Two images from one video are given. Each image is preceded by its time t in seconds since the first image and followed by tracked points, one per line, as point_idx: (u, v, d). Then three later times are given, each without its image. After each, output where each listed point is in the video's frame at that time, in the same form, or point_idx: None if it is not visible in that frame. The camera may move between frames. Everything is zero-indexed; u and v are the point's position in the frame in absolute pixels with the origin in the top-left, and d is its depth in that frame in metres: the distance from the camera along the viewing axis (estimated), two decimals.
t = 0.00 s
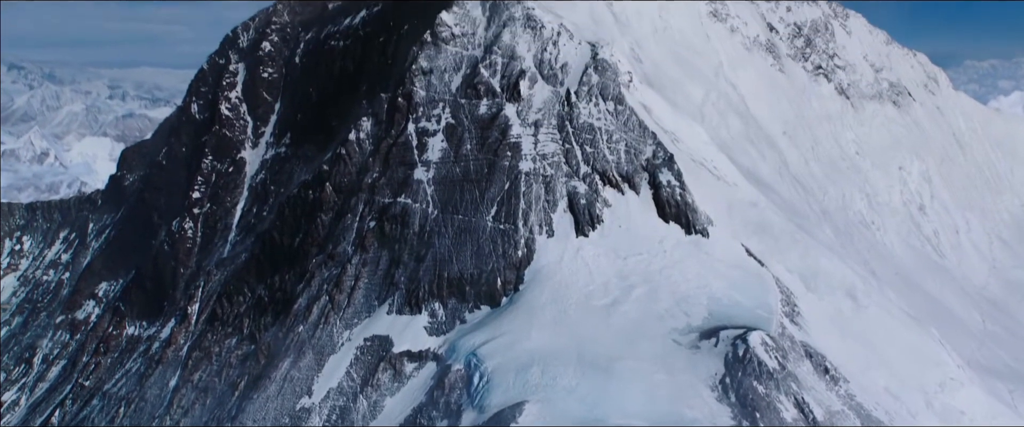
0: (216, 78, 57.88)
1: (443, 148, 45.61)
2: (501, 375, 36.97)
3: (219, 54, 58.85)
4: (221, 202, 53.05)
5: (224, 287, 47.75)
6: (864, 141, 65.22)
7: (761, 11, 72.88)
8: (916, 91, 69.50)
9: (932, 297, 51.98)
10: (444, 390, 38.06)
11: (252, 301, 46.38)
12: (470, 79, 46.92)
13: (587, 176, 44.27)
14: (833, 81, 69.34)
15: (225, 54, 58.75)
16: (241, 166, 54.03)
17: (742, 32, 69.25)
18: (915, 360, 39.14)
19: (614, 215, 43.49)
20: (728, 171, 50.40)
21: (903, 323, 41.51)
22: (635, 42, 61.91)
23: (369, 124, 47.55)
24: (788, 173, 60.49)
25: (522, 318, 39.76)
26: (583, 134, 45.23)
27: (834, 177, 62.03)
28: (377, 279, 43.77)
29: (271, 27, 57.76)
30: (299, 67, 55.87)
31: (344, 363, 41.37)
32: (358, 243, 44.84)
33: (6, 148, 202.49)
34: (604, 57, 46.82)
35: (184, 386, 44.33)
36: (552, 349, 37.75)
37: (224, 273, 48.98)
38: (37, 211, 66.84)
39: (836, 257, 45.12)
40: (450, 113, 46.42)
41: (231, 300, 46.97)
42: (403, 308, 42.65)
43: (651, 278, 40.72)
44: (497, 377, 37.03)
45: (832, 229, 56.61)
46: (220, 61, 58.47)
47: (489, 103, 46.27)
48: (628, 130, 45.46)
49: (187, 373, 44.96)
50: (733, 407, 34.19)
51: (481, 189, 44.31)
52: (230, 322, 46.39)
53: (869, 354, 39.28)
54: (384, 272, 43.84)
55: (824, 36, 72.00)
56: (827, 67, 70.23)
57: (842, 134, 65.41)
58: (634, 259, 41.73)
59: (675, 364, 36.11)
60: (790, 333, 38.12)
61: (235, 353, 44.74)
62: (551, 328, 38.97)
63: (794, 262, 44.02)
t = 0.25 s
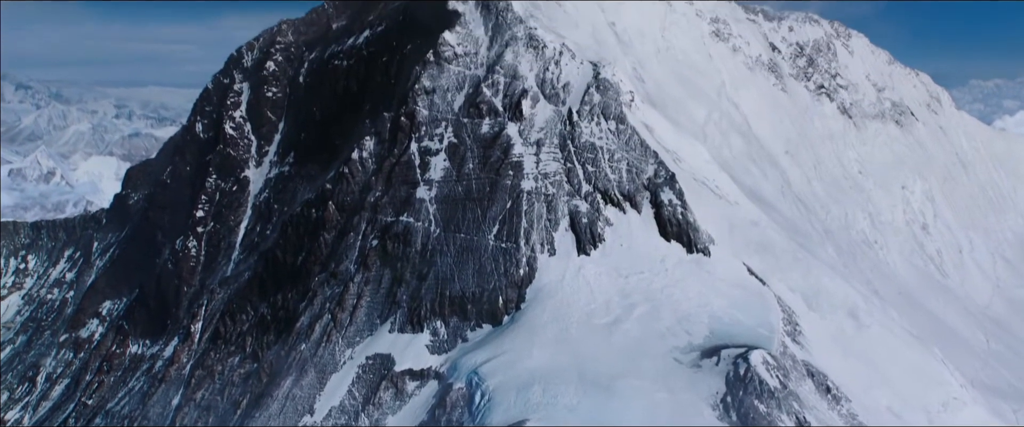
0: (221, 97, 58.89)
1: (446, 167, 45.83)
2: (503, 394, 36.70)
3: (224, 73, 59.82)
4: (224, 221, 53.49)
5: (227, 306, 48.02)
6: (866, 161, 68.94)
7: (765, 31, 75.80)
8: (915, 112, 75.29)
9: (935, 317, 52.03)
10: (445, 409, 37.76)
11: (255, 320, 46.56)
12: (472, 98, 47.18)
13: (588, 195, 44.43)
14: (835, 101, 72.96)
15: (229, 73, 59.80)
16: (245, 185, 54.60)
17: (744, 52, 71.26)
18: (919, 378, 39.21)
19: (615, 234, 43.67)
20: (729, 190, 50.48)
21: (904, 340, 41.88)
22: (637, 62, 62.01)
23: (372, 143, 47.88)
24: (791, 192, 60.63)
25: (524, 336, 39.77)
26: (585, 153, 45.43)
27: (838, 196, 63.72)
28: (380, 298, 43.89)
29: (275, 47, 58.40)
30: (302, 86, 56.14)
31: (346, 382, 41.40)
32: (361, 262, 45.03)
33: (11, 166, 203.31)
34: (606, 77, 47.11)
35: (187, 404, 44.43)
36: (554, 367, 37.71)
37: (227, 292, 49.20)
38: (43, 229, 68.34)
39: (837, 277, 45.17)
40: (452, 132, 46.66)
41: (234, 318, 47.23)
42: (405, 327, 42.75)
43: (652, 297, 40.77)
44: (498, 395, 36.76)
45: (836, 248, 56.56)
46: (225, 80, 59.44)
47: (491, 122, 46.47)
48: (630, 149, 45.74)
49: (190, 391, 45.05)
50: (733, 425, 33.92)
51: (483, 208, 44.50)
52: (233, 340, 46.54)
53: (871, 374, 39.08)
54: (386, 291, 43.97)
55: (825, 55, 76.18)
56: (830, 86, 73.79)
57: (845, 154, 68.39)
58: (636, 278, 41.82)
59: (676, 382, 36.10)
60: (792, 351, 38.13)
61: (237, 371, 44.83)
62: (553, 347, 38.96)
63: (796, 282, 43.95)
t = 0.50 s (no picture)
0: (224, 112, 59.55)
1: (447, 182, 46.02)
2: (503, 408, 36.49)
3: (227, 90, 60.67)
4: (227, 235, 53.79)
5: (229, 320, 48.23)
6: (868, 175, 69.97)
7: (765, 47, 77.87)
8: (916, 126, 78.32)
9: (936, 332, 52.06)
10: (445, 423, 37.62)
11: (257, 334, 46.71)
12: (473, 114, 47.45)
13: (589, 209, 44.56)
14: (836, 115, 74.39)
15: (233, 89, 60.34)
16: (248, 199, 54.98)
17: (745, 68, 72.75)
18: (919, 394, 39.10)
19: (616, 248, 43.77)
20: (730, 205, 50.69)
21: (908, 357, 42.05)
22: (638, 78, 61.43)
23: (374, 159, 48.33)
24: (792, 207, 60.55)
25: (524, 351, 39.76)
26: (586, 168, 45.60)
27: (840, 211, 63.93)
28: (381, 312, 43.99)
29: (278, 62, 59.11)
30: (305, 101, 56.79)
31: (347, 396, 41.39)
32: (362, 277, 45.11)
33: (17, 182, 204.61)
34: (607, 92, 47.38)
35: (189, 419, 44.48)
36: (554, 382, 37.65)
37: (228, 306, 49.37)
38: (46, 244, 68.83)
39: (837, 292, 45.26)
40: (453, 147, 46.89)
41: (236, 333, 47.45)
42: (406, 341, 42.83)
43: (653, 311, 40.81)
44: (499, 409, 36.53)
45: (837, 264, 56.27)
46: (228, 96, 60.17)
47: (492, 137, 46.70)
48: (630, 164, 45.99)
49: (191, 406, 45.11)
50: None
51: (484, 223, 44.64)
52: (235, 355, 46.69)
53: (872, 388, 39.07)
54: (387, 305, 44.09)
55: (827, 70, 78.28)
56: (830, 102, 75.35)
57: (847, 169, 69.08)
58: (636, 293, 41.86)
59: (676, 397, 36.00)
60: (792, 366, 38.14)
61: (239, 386, 44.88)
62: (553, 361, 38.94)
63: (797, 297, 43.93)
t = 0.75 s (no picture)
0: (228, 127, 60.70)
1: (449, 197, 46.20)
2: (504, 423, 36.45)
3: (231, 104, 62.16)
4: (230, 250, 54.05)
5: (232, 335, 48.39)
6: (871, 190, 70.05)
7: (767, 63, 78.43)
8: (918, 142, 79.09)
9: (939, 347, 51.98)
10: None
11: (259, 349, 46.87)
12: (475, 128, 47.62)
13: (591, 224, 44.67)
14: (839, 130, 74.64)
15: (236, 104, 61.92)
16: (251, 214, 55.37)
17: (747, 83, 73.14)
18: (920, 408, 39.08)
19: (617, 263, 43.85)
20: (731, 220, 50.83)
21: (909, 372, 41.94)
22: (641, 93, 61.29)
23: (376, 173, 48.46)
24: (794, 222, 60.47)
25: (525, 366, 39.75)
26: (588, 183, 45.77)
27: (842, 226, 63.86)
28: (383, 327, 44.08)
29: (282, 78, 60.16)
30: (309, 116, 57.30)
31: (347, 411, 41.34)
32: (364, 291, 45.19)
33: (22, 197, 205.46)
34: (608, 107, 47.60)
35: None
36: (555, 397, 37.60)
37: (231, 321, 49.55)
38: (50, 259, 69.19)
39: (837, 306, 45.34)
40: (455, 162, 47.12)
41: (238, 347, 47.65)
42: (407, 355, 42.89)
43: (654, 326, 40.83)
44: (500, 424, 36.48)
45: (840, 279, 56.11)
46: (232, 111, 61.46)
47: (494, 152, 46.90)
48: (632, 179, 46.17)
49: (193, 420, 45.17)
50: None
51: (486, 237, 44.78)
52: (236, 369, 46.76)
53: (873, 402, 39.03)
54: (389, 320, 44.21)
55: (828, 86, 78.85)
56: (833, 117, 75.58)
57: (849, 184, 69.19)
58: (637, 308, 41.89)
59: (678, 412, 35.76)
60: (793, 381, 38.12)
61: (240, 400, 44.87)
62: (554, 376, 38.92)
63: (798, 311, 43.95)
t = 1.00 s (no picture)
0: (231, 142, 61.34)
1: (450, 211, 46.40)
2: None
3: (234, 118, 62.97)
4: (232, 264, 54.26)
5: (233, 349, 48.53)
6: (872, 205, 70.24)
7: (769, 77, 78.74)
8: (919, 157, 79.47)
9: (941, 362, 51.88)
10: None
11: (260, 363, 46.99)
12: (476, 143, 47.88)
13: (591, 238, 44.79)
14: (840, 145, 74.83)
15: (238, 119, 62.72)
16: (253, 228, 55.59)
17: (748, 98, 73.47)
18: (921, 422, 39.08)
19: (618, 277, 43.91)
20: (731, 234, 50.93)
21: (909, 386, 41.96)
22: (641, 107, 61.47)
23: (377, 188, 48.79)
24: (794, 237, 60.53)
25: (526, 380, 39.74)
26: (588, 197, 45.95)
27: (844, 241, 63.96)
28: (384, 341, 44.15)
29: (284, 92, 60.75)
30: (310, 130, 57.74)
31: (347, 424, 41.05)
32: (364, 305, 45.31)
33: (26, 212, 206.17)
34: (609, 122, 47.84)
35: None
36: (555, 410, 37.56)
37: (232, 335, 49.66)
38: (53, 273, 69.49)
39: (838, 321, 45.38)
40: (456, 176, 47.35)
41: (240, 361, 47.76)
42: (408, 369, 42.94)
43: (654, 340, 40.89)
44: None
45: (841, 293, 56.09)
46: (234, 126, 62.27)
47: (495, 167, 47.10)
48: (632, 193, 46.34)
49: None
50: None
51: (487, 251, 44.91)
52: (238, 384, 46.87)
53: (874, 416, 39.00)
54: (390, 334, 44.29)
55: (830, 100, 79.14)
56: (834, 131, 75.84)
57: (850, 199, 69.35)
58: (637, 322, 41.94)
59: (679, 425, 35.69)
60: (794, 395, 38.13)
61: (241, 414, 44.87)
62: (555, 390, 38.90)
63: (799, 326, 43.89)
